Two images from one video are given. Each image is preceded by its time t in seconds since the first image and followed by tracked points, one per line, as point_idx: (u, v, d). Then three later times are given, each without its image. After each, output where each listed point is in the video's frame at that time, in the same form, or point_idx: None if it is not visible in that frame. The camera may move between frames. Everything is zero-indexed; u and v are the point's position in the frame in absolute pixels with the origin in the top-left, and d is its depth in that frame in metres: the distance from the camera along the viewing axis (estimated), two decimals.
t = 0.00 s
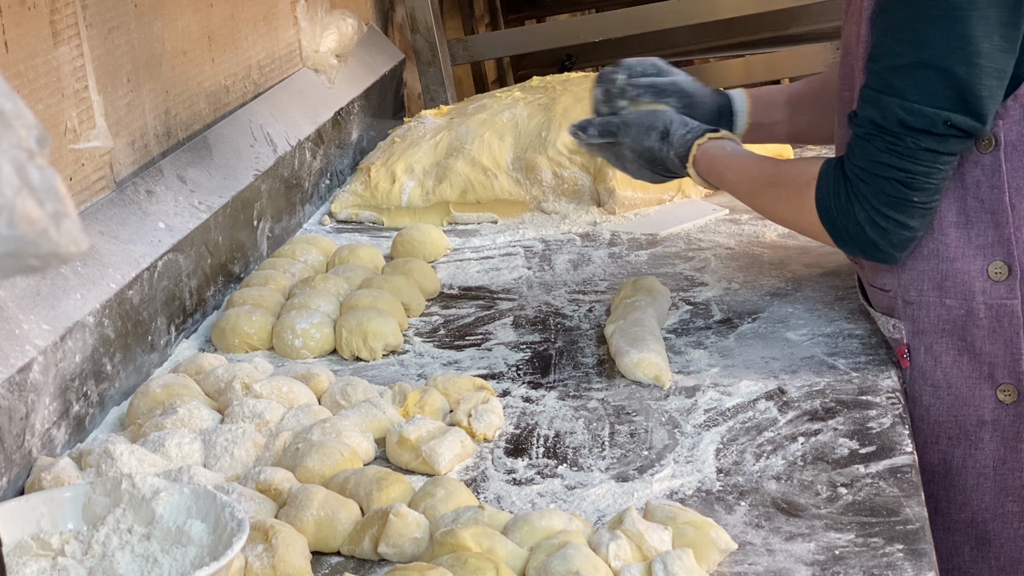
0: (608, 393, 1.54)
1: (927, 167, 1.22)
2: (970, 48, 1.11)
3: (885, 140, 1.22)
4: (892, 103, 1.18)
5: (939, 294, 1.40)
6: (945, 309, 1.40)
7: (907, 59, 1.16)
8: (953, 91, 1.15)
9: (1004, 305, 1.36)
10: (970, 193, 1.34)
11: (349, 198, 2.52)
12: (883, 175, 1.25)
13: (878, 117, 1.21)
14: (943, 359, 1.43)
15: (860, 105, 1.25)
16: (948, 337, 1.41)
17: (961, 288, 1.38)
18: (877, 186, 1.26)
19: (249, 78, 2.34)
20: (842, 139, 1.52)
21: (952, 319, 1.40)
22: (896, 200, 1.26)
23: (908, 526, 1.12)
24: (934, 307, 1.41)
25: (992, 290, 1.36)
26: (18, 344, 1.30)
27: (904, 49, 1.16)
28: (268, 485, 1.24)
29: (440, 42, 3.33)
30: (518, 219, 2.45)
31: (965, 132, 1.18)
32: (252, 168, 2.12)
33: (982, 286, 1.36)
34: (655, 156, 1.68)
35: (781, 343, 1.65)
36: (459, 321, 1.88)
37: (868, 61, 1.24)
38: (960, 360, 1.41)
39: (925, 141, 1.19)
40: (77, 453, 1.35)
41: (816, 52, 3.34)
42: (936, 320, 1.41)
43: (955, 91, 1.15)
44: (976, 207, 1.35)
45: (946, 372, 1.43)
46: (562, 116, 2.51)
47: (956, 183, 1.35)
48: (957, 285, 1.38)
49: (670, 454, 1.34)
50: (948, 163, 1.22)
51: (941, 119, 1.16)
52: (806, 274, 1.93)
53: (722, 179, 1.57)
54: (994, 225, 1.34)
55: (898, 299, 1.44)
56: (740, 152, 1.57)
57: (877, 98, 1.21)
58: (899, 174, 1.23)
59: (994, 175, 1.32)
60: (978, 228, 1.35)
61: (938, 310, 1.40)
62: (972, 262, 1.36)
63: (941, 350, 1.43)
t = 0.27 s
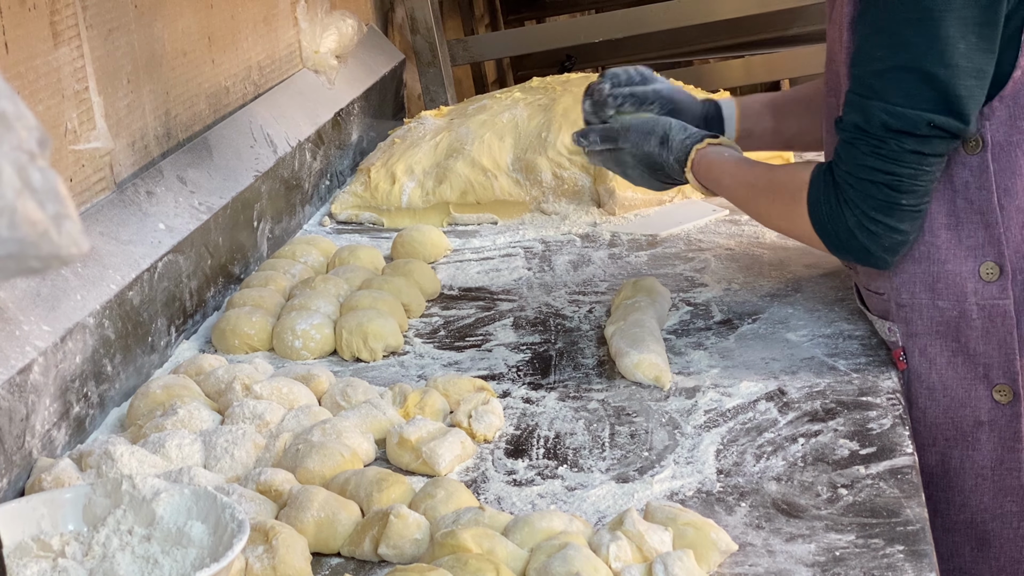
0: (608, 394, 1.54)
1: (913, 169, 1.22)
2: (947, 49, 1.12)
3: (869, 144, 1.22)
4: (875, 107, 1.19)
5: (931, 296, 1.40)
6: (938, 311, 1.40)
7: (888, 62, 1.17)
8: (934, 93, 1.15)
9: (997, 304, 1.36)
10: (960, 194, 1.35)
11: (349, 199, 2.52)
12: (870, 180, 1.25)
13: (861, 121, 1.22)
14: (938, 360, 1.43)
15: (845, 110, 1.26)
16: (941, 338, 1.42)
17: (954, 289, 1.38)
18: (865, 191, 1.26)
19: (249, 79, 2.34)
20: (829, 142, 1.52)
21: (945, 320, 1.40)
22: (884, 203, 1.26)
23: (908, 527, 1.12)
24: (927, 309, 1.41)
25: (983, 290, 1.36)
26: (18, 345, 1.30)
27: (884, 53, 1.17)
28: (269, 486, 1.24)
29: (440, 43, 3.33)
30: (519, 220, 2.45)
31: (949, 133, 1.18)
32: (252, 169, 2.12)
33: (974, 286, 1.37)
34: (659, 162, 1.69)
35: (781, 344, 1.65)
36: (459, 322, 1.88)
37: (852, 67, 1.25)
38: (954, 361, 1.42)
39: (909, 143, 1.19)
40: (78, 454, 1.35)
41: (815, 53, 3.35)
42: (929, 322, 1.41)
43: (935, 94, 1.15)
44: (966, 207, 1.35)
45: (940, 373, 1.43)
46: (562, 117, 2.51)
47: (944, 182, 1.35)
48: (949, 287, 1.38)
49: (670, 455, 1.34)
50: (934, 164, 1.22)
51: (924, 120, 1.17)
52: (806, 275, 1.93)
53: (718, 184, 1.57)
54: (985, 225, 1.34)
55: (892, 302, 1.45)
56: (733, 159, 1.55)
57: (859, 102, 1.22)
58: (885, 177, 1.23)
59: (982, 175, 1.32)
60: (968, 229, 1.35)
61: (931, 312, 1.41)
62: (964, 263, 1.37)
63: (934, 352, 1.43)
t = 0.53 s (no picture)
0: (608, 394, 1.54)
1: (893, 171, 1.21)
2: (926, 50, 1.11)
3: (849, 148, 1.21)
4: (853, 111, 1.18)
5: (923, 295, 1.40)
6: (931, 310, 1.40)
7: (866, 66, 1.16)
8: (913, 95, 1.14)
9: (988, 300, 1.36)
10: (946, 192, 1.35)
11: (349, 199, 2.52)
12: (849, 182, 1.24)
13: (840, 125, 1.21)
14: (934, 359, 1.43)
15: (824, 114, 1.25)
16: (936, 337, 1.42)
17: (945, 288, 1.38)
18: (845, 194, 1.25)
19: (249, 79, 2.34)
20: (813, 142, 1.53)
21: (938, 318, 1.40)
22: (864, 206, 1.25)
23: (909, 526, 1.12)
24: (920, 308, 1.41)
25: (975, 287, 1.36)
26: (18, 345, 1.30)
27: (862, 57, 1.16)
28: (269, 486, 1.24)
29: (440, 43, 3.33)
30: (519, 220, 2.45)
31: (927, 135, 1.17)
32: (252, 170, 2.12)
33: (965, 283, 1.37)
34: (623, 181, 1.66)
35: (781, 344, 1.65)
36: (459, 322, 1.88)
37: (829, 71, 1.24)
38: (950, 358, 1.42)
39: (889, 146, 1.18)
40: (78, 454, 1.35)
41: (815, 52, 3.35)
42: (924, 321, 1.41)
43: (914, 96, 1.14)
44: (952, 205, 1.35)
45: (937, 371, 1.43)
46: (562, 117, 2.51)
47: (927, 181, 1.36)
48: (941, 285, 1.38)
49: (671, 455, 1.34)
50: (913, 166, 1.21)
51: (902, 123, 1.16)
52: (806, 275, 1.93)
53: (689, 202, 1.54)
54: (971, 221, 1.35)
55: (884, 303, 1.45)
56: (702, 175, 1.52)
57: (838, 107, 1.21)
58: (865, 180, 1.22)
59: (965, 173, 1.33)
60: (956, 226, 1.36)
61: (924, 311, 1.41)
62: (954, 260, 1.37)
63: (930, 352, 1.43)
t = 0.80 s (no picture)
0: (607, 394, 1.54)
1: (923, 157, 1.14)
2: (947, 32, 1.08)
3: (877, 137, 1.14)
4: (880, 98, 1.11)
5: (930, 293, 1.40)
6: (937, 307, 1.40)
7: (887, 53, 1.10)
8: (938, 76, 1.10)
9: (995, 294, 1.37)
10: (951, 189, 1.35)
11: (348, 199, 2.52)
12: (879, 174, 1.16)
13: (866, 115, 1.13)
14: (940, 356, 1.43)
15: (841, 108, 1.17)
16: (943, 334, 1.41)
17: (951, 284, 1.38)
18: (876, 187, 1.17)
19: (248, 79, 2.34)
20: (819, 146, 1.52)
21: (944, 316, 1.40)
22: (898, 197, 1.17)
23: (907, 526, 1.12)
24: (926, 306, 1.41)
25: (981, 281, 1.37)
26: (16, 345, 1.30)
27: (881, 44, 1.11)
28: (267, 486, 1.24)
29: (439, 43, 3.33)
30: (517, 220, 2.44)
31: (955, 115, 1.12)
32: (250, 170, 2.12)
33: (972, 278, 1.37)
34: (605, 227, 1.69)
35: (780, 344, 1.65)
36: (457, 322, 1.88)
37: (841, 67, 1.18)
38: (956, 355, 1.42)
39: (920, 130, 1.12)
40: (75, 455, 1.35)
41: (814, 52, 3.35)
42: (930, 319, 1.41)
43: (939, 77, 1.10)
44: (958, 202, 1.35)
45: (943, 368, 1.43)
46: (561, 117, 2.51)
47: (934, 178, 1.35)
48: (947, 281, 1.38)
49: (668, 455, 1.34)
50: (942, 150, 1.15)
51: (932, 104, 1.10)
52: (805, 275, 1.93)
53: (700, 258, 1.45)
54: (977, 217, 1.34)
55: (890, 302, 1.44)
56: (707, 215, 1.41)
57: (861, 98, 1.14)
58: (896, 169, 1.15)
59: (977, 167, 1.33)
60: (962, 222, 1.35)
61: (930, 309, 1.41)
62: (962, 256, 1.37)
63: (937, 348, 1.42)
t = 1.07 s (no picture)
0: (607, 394, 1.54)
1: (976, 146, 1.12)
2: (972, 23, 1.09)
3: (925, 131, 1.12)
4: (923, 92, 1.10)
5: (933, 294, 1.40)
6: (940, 308, 1.40)
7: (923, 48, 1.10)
8: (975, 64, 1.09)
9: (998, 297, 1.37)
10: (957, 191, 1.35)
11: (348, 199, 2.52)
12: (931, 169, 1.14)
13: (912, 112, 1.12)
14: (943, 356, 1.43)
15: (883, 110, 1.16)
16: (945, 335, 1.42)
17: (955, 285, 1.38)
18: (930, 182, 1.15)
19: (248, 79, 2.34)
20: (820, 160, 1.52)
21: (947, 317, 1.40)
22: (955, 190, 1.14)
23: (908, 526, 1.12)
24: (929, 307, 1.41)
25: (985, 283, 1.37)
26: (17, 345, 1.30)
27: (915, 41, 1.10)
28: (268, 486, 1.24)
29: (439, 43, 3.33)
30: (518, 220, 2.44)
31: (999, 101, 1.11)
32: (251, 170, 2.12)
33: (976, 280, 1.37)
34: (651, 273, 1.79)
35: (780, 344, 1.65)
36: (459, 321, 1.88)
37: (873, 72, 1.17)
38: (959, 356, 1.41)
39: (969, 117, 1.10)
40: (76, 454, 1.35)
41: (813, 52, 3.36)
42: (933, 319, 1.41)
43: (977, 66, 1.09)
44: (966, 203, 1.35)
45: (945, 368, 1.43)
46: (561, 117, 2.52)
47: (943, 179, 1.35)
48: (951, 282, 1.38)
49: (669, 454, 1.34)
50: (992, 137, 1.13)
51: (975, 91, 1.09)
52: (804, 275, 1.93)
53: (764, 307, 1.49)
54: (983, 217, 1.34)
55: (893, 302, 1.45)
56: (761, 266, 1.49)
57: (903, 95, 1.12)
58: (950, 162, 1.13)
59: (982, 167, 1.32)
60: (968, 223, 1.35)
61: (934, 310, 1.41)
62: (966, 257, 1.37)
63: (939, 348, 1.43)
